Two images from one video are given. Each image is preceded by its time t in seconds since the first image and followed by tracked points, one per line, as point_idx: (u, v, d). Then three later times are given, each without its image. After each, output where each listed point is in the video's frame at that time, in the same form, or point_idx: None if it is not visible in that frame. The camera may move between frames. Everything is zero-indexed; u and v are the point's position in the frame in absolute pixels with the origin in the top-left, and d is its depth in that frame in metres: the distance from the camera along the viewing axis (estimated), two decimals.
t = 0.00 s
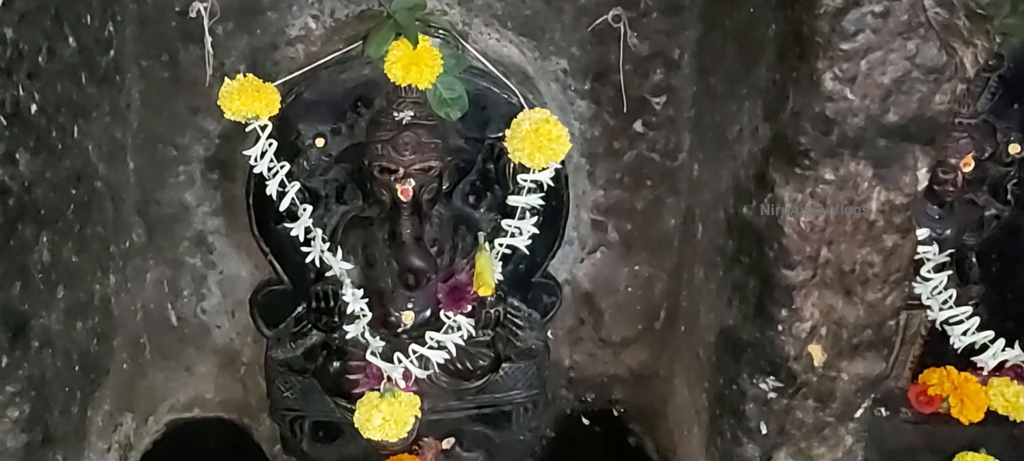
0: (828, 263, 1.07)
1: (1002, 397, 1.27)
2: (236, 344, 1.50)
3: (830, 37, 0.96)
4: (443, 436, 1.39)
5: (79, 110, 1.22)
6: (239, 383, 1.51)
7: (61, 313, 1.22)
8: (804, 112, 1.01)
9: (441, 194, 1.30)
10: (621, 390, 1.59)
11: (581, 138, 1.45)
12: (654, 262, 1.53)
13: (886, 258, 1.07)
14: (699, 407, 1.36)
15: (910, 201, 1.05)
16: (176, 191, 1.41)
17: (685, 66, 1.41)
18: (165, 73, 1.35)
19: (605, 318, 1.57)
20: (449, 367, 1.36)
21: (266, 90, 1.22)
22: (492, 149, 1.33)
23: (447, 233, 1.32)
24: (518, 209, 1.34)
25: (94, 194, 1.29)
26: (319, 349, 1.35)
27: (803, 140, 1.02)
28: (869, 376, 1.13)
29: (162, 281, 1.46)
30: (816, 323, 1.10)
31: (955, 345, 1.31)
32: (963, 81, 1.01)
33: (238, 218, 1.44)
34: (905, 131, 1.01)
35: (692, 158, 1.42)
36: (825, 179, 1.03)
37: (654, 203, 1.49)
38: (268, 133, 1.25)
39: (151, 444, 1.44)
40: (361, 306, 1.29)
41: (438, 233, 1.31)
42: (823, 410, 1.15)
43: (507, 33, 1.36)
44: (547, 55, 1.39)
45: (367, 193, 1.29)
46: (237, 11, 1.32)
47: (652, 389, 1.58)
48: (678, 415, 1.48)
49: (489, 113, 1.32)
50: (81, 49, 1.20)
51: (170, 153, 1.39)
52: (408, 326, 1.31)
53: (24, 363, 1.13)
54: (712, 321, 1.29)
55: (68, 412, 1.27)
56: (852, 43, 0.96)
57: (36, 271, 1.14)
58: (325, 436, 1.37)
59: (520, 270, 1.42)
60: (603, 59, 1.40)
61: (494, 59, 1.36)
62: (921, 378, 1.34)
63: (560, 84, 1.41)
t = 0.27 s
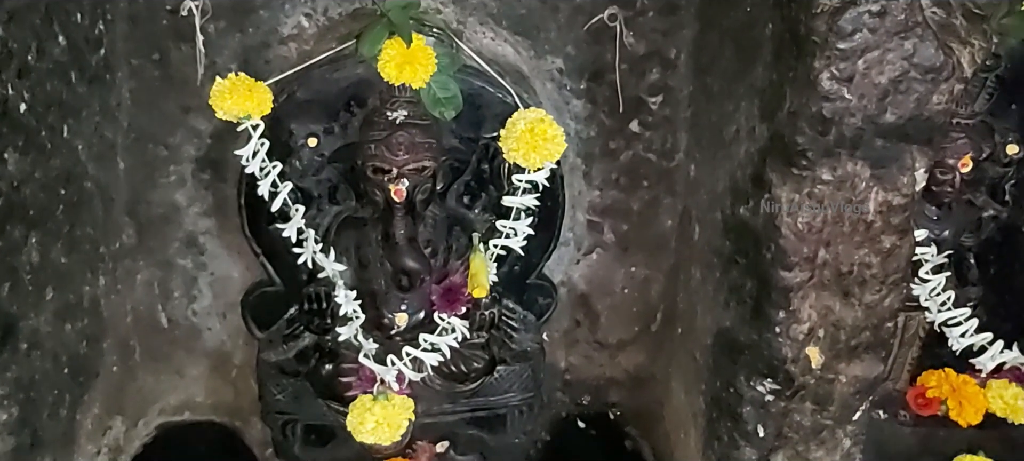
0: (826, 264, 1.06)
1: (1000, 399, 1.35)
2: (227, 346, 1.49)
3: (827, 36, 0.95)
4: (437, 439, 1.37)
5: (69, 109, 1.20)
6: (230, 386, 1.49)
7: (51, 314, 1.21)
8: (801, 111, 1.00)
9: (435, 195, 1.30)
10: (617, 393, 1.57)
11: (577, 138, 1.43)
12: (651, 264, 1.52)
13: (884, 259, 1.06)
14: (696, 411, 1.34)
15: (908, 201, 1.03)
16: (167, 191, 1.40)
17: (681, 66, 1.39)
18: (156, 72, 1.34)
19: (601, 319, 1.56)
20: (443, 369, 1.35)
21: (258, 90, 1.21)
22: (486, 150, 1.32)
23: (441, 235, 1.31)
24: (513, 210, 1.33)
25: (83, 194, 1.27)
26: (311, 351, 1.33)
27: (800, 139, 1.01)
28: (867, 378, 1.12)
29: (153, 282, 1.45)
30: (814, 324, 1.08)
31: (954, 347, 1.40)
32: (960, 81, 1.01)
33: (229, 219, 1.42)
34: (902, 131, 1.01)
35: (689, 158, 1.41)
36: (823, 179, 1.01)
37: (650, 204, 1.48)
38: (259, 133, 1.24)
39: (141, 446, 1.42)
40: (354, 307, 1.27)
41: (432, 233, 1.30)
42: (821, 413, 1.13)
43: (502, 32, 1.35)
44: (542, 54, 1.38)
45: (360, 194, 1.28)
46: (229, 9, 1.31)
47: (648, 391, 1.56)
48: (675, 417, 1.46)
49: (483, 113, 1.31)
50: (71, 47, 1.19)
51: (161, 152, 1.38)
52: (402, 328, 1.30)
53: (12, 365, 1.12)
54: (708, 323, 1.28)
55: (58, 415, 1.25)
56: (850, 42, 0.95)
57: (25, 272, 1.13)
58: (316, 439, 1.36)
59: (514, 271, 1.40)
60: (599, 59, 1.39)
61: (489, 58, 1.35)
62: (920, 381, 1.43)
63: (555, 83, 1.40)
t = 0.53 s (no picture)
0: (823, 263, 1.06)
1: (998, 398, 1.35)
2: (226, 343, 1.49)
3: (824, 35, 0.95)
4: (435, 436, 1.38)
5: (67, 106, 1.20)
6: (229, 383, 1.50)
7: (49, 312, 1.21)
8: (798, 110, 1.00)
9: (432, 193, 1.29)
10: (615, 391, 1.57)
11: (575, 136, 1.44)
12: (648, 262, 1.53)
13: (880, 257, 1.06)
14: (693, 408, 1.34)
15: (904, 200, 1.03)
16: (165, 189, 1.40)
17: (679, 64, 1.39)
18: (155, 69, 1.34)
19: (599, 317, 1.56)
20: (441, 367, 1.35)
21: (256, 87, 1.21)
22: (485, 148, 1.32)
23: (439, 233, 1.31)
24: (511, 208, 1.33)
25: (82, 191, 1.27)
26: (309, 349, 1.34)
27: (797, 138, 1.01)
28: (863, 376, 1.12)
29: (152, 280, 1.45)
30: (811, 323, 1.09)
31: (950, 344, 1.41)
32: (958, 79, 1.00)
33: (228, 216, 1.43)
34: (900, 130, 1.00)
35: (686, 157, 1.41)
36: (819, 177, 1.02)
37: (648, 203, 1.48)
38: (257, 131, 1.24)
39: (140, 444, 1.43)
40: (352, 305, 1.28)
41: (430, 232, 1.30)
42: (817, 411, 1.13)
43: (501, 30, 1.35)
44: (540, 52, 1.38)
45: (358, 192, 1.28)
46: (227, 7, 1.31)
47: (646, 389, 1.56)
48: (672, 415, 1.47)
49: (481, 111, 1.31)
50: (69, 45, 1.19)
51: (159, 150, 1.38)
52: (400, 325, 1.30)
53: (11, 362, 1.12)
54: (705, 321, 1.28)
55: (56, 412, 1.25)
56: (847, 41, 0.95)
57: (23, 269, 1.13)
58: (315, 437, 1.36)
59: (512, 269, 1.40)
60: (597, 57, 1.39)
61: (487, 56, 1.35)
62: (918, 379, 1.44)
63: (553, 82, 1.40)
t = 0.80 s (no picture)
0: (818, 260, 1.06)
1: (994, 396, 1.38)
2: (222, 340, 1.49)
3: (819, 31, 0.95)
4: (431, 433, 1.37)
5: (62, 102, 1.20)
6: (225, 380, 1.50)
7: (43, 308, 1.21)
8: (793, 107, 1.00)
9: (428, 189, 1.28)
10: (611, 387, 1.58)
11: (571, 132, 1.43)
12: (645, 258, 1.52)
13: (875, 254, 1.06)
14: (689, 405, 1.34)
15: (899, 197, 1.03)
16: (161, 185, 1.40)
17: (675, 61, 1.39)
18: (150, 65, 1.34)
19: (595, 314, 1.56)
20: (437, 363, 1.35)
21: (252, 83, 1.22)
22: (480, 144, 1.32)
23: (434, 229, 1.30)
24: (507, 205, 1.32)
25: (76, 187, 1.27)
26: (305, 345, 1.34)
27: (792, 135, 1.01)
28: (859, 374, 1.12)
29: (147, 276, 1.45)
30: (806, 320, 1.09)
31: (946, 342, 1.42)
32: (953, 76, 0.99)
33: (223, 213, 1.42)
34: (895, 127, 1.00)
35: (683, 154, 1.41)
36: (814, 174, 1.02)
37: (644, 199, 1.48)
38: (253, 127, 1.24)
39: (136, 440, 1.43)
40: (347, 301, 1.28)
41: (426, 228, 1.29)
42: (812, 408, 1.13)
43: (496, 26, 1.35)
44: (536, 49, 1.38)
45: (353, 188, 1.27)
46: (222, 3, 1.31)
47: (643, 387, 1.57)
48: (668, 412, 1.47)
49: (477, 107, 1.31)
50: (63, 40, 1.18)
51: (154, 146, 1.38)
52: (395, 322, 1.29)
53: (5, 358, 1.11)
54: (701, 318, 1.28)
55: (50, 409, 1.25)
56: (841, 38, 0.95)
57: (17, 265, 1.13)
58: (310, 433, 1.36)
59: (508, 266, 1.41)
60: (594, 53, 1.39)
61: (483, 52, 1.35)
62: (914, 377, 1.43)
63: (549, 78, 1.39)
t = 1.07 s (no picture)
0: (810, 259, 1.06)
1: (989, 395, 1.37)
2: (216, 338, 1.49)
3: (811, 30, 0.95)
4: (425, 432, 1.37)
5: (54, 101, 1.20)
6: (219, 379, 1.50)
7: (36, 307, 1.21)
8: (785, 106, 0.99)
9: (421, 188, 1.29)
10: (606, 386, 1.59)
11: (566, 131, 1.43)
12: (639, 257, 1.52)
13: (868, 254, 1.06)
14: (682, 404, 1.34)
15: (892, 196, 1.03)
16: (154, 183, 1.39)
17: (670, 60, 1.39)
18: (143, 63, 1.33)
19: (590, 313, 1.56)
20: (430, 363, 1.34)
21: (244, 82, 1.22)
22: (474, 143, 1.31)
23: (428, 227, 1.30)
24: (500, 203, 1.32)
25: (69, 186, 1.27)
26: (298, 344, 1.34)
27: (784, 134, 1.00)
28: (851, 374, 1.12)
29: (141, 274, 1.44)
30: (798, 319, 1.09)
31: (941, 342, 1.41)
32: (946, 75, 0.99)
33: (217, 211, 1.42)
34: (887, 127, 0.99)
35: (677, 152, 1.41)
36: (806, 174, 1.02)
37: (639, 198, 1.48)
38: (246, 125, 1.24)
39: (130, 439, 1.44)
40: (340, 300, 1.27)
41: (419, 227, 1.29)
42: (805, 408, 1.14)
43: (490, 25, 1.34)
44: (530, 47, 1.37)
45: (346, 187, 1.27)
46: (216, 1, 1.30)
47: (638, 385, 1.57)
48: (662, 412, 1.47)
49: (470, 106, 1.30)
50: (55, 39, 1.18)
51: (147, 144, 1.37)
52: (388, 321, 1.28)
53: None
54: (694, 317, 1.28)
55: (42, 408, 1.25)
56: (834, 36, 0.94)
57: (8, 264, 1.13)
58: (304, 432, 1.36)
59: (502, 265, 1.40)
60: (588, 52, 1.38)
61: (476, 51, 1.35)
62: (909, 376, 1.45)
63: (543, 77, 1.39)
